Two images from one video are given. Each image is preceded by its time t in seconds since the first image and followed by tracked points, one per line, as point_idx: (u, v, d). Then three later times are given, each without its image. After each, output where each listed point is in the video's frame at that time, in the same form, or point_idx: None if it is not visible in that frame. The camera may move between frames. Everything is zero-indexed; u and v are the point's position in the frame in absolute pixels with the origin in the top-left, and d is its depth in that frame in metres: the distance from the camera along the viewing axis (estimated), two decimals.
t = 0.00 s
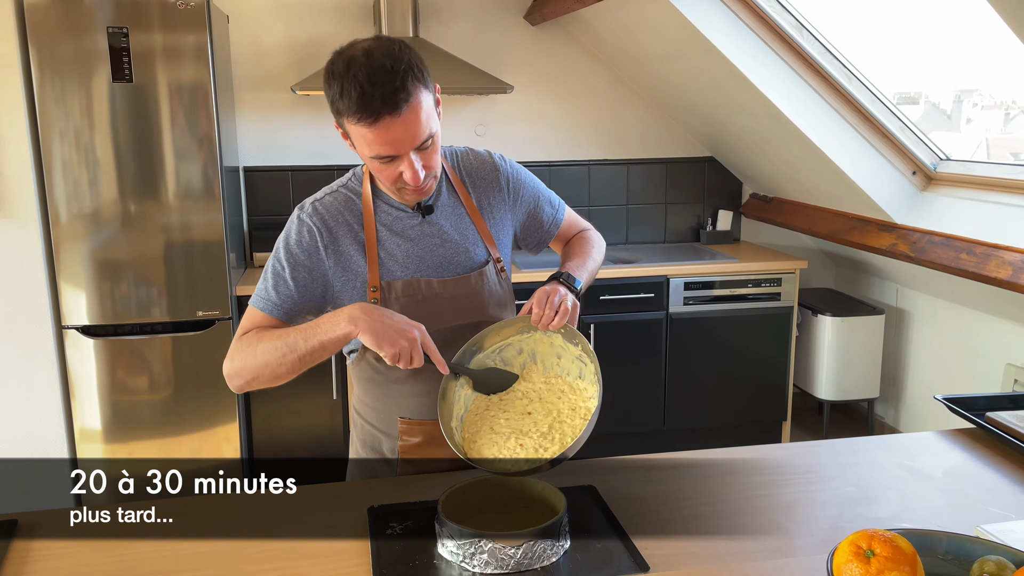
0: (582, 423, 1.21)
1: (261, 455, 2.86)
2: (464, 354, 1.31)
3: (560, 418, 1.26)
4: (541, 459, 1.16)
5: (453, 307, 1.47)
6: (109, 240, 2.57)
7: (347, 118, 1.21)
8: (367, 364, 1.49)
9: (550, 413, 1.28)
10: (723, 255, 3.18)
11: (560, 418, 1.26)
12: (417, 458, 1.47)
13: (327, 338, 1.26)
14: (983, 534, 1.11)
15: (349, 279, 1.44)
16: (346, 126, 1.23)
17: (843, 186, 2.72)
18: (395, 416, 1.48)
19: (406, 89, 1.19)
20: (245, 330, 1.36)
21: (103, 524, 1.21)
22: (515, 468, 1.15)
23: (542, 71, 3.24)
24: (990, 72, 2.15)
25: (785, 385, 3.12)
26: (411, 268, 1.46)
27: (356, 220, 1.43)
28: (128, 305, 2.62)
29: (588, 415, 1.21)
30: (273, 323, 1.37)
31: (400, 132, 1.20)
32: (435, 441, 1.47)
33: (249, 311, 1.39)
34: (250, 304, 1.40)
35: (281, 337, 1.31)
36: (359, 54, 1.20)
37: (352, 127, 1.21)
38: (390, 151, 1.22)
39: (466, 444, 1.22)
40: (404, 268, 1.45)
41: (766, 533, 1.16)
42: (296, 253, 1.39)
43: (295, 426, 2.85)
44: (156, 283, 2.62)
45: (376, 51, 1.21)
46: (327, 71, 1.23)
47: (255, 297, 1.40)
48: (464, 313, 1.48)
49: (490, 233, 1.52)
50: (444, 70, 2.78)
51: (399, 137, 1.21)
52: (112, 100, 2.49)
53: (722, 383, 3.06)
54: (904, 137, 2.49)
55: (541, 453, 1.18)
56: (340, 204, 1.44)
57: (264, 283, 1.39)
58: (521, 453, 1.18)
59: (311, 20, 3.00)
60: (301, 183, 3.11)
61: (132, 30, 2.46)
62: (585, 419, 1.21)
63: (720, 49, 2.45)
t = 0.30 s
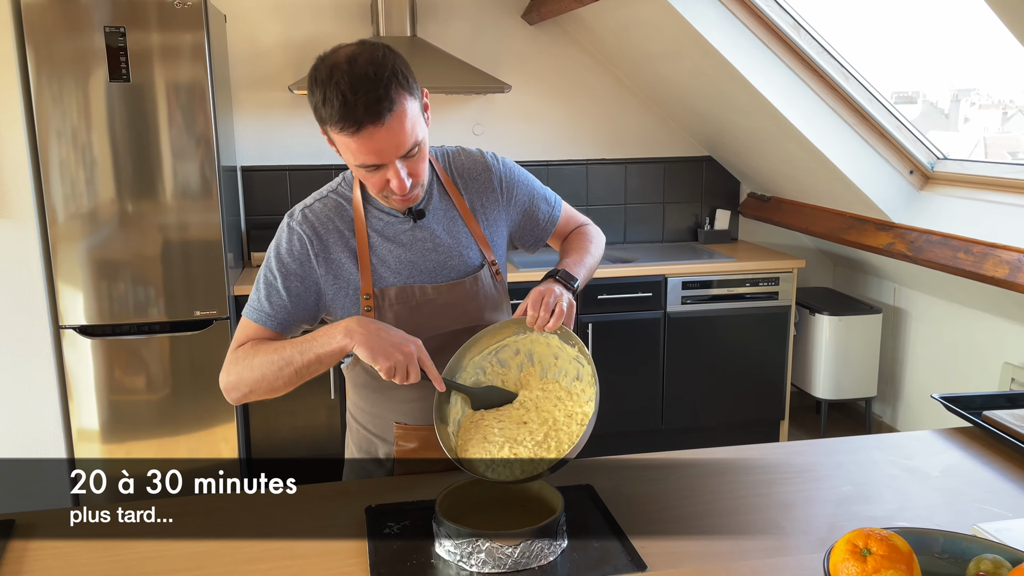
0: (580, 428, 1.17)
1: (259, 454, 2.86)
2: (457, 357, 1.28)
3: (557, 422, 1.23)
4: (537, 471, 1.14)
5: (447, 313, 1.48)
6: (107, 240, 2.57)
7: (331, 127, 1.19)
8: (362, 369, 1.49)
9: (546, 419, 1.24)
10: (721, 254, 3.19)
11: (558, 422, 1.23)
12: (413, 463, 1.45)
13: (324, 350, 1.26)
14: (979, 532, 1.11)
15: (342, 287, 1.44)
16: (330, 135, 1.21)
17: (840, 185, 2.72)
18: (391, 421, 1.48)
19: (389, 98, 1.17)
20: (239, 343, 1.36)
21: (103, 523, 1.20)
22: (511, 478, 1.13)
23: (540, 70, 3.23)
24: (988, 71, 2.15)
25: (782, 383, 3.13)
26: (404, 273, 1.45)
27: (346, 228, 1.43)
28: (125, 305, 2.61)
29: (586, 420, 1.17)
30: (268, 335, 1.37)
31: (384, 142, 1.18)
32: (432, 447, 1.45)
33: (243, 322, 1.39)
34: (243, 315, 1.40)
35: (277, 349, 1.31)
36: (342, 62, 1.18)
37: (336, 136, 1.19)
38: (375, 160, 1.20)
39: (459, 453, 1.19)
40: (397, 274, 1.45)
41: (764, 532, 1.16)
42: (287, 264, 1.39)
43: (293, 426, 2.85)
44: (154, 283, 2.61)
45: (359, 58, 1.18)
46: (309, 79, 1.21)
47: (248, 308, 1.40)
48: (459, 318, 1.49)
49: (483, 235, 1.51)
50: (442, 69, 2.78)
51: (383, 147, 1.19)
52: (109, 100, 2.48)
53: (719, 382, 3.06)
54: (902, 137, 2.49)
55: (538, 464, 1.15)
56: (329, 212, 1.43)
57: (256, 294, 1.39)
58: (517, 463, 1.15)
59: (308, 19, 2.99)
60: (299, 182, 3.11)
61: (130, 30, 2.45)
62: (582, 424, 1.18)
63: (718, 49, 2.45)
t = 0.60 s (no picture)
0: (578, 436, 1.18)
1: (258, 453, 2.86)
2: (456, 359, 1.27)
3: (554, 428, 1.23)
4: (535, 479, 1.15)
5: (445, 317, 1.48)
6: (105, 239, 2.56)
7: (318, 133, 1.18)
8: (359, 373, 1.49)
9: (544, 425, 1.24)
10: (720, 253, 3.19)
11: (555, 428, 1.23)
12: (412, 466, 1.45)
13: (315, 354, 1.26)
14: (977, 531, 1.11)
15: (336, 292, 1.44)
16: (318, 140, 1.20)
17: (839, 184, 2.72)
18: (388, 425, 1.47)
19: (376, 105, 1.15)
20: (235, 349, 1.37)
21: (103, 523, 1.20)
22: (508, 485, 1.14)
23: (539, 69, 3.23)
24: (987, 70, 2.16)
25: (781, 382, 3.13)
26: (399, 277, 1.45)
27: (339, 233, 1.42)
28: (124, 304, 2.61)
29: (584, 428, 1.18)
30: (263, 342, 1.38)
31: (372, 149, 1.17)
32: (430, 449, 1.44)
33: (238, 328, 1.40)
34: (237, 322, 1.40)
35: (270, 355, 1.31)
36: (329, 66, 1.16)
37: (324, 142, 1.18)
38: (363, 167, 1.20)
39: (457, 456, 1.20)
40: (392, 279, 1.45)
41: (762, 531, 1.16)
42: (280, 270, 1.39)
43: (292, 425, 2.85)
44: (152, 282, 2.61)
45: (347, 63, 1.17)
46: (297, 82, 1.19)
47: (243, 315, 1.40)
48: (456, 323, 1.49)
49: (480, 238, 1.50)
50: (440, 67, 2.78)
51: (371, 154, 1.18)
52: (107, 99, 2.48)
53: (718, 381, 3.06)
54: (900, 135, 2.49)
55: (535, 472, 1.16)
56: (322, 217, 1.42)
57: (251, 301, 1.39)
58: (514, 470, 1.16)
59: (306, 18, 2.99)
60: (297, 181, 3.11)
61: (127, 29, 2.45)
62: (580, 432, 1.18)
63: (716, 48, 2.45)
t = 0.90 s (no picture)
0: (580, 435, 1.17)
1: (257, 452, 2.86)
2: (456, 358, 1.26)
3: (556, 425, 1.23)
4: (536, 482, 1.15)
5: (445, 318, 1.48)
6: (105, 238, 2.56)
7: (310, 140, 1.17)
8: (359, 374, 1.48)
9: (545, 425, 1.23)
10: (720, 252, 3.19)
11: (557, 425, 1.23)
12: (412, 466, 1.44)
13: (313, 357, 1.26)
14: (978, 530, 1.11)
15: (334, 295, 1.43)
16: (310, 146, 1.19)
17: (839, 183, 2.72)
18: (388, 426, 1.46)
19: (368, 112, 1.14)
20: (233, 353, 1.37)
21: (102, 523, 1.20)
22: (510, 487, 1.14)
23: (539, 67, 3.23)
24: (987, 68, 2.15)
25: (781, 381, 3.13)
26: (398, 279, 1.45)
27: (337, 236, 1.42)
28: (123, 303, 2.61)
29: (585, 426, 1.17)
30: (261, 346, 1.38)
31: (364, 156, 1.16)
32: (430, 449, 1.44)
33: (235, 332, 1.40)
34: (235, 326, 1.39)
35: (268, 358, 1.31)
36: (320, 72, 1.14)
37: (316, 149, 1.17)
38: (356, 174, 1.18)
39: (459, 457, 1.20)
40: (391, 281, 1.45)
41: (762, 530, 1.16)
42: (276, 275, 1.38)
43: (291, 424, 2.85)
44: (151, 281, 2.61)
45: (338, 69, 1.15)
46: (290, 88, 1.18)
47: (240, 320, 1.40)
48: (455, 324, 1.49)
49: (478, 238, 1.50)
50: (440, 65, 2.77)
51: (364, 161, 1.16)
52: (106, 97, 2.47)
53: (717, 380, 3.06)
54: (900, 133, 2.49)
55: (537, 474, 1.16)
56: (318, 220, 1.41)
57: (247, 306, 1.38)
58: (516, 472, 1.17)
59: (305, 16, 2.99)
60: (297, 179, 3.11)
61: (127, 27, 2.45)
62: (581, 430, 1.17)
63: (716, 45, 2.45)
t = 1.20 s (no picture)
0: (581, 431, 1.16)
1: (258, 449, 2.86)
2: (459, 354, 1.26)
3: (558, 422, 1.22)
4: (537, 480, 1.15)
5: (445, 316, 1.48)
6: (105, 234, 2.56)
7: (302, 141, 1.16)
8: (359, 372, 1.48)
9: (547, 422, 1.23)
10: (721, 249, 3.18)
11: (559, 422, 1.22)
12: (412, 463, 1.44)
13: (314, 361, 1.26)
14: (979, 527, 1.11)
15: (334, 296, 1.43)
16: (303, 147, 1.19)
17: (841, 180, 2.72)
18: (388, 423, 1.46)
19: (359, 112, 1.13)
20: (234, 356, 1.38)
21: (102, 523, 1.19)
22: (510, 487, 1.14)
23: (540, 63, 3.22)
24: (988, 64, 2.15)
25: (781, 378, 3.13)
26: (396, 278, 1.45)
27: (334, 236, 1.42)
28: (124, 299, 2.61)
29: (586, 423, 1.15)
30: (262, 348, 1.38)
31: (356, 157, 1.15)
32: (431, 447, 1.43)
33: (237, 334, 1.40)
34: (237, 328, 1.40)
35: (270, 361, 1.31)
36: (311, 73, 1.14)
37: (309, 150, 1.16)
38: (348, 175, 1.18)
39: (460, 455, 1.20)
40: (389, 280, 1.44)
41: (763, 527, 1.15)
42: (276, 276, 1.38)
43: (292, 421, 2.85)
44: (152, 277, 2.61)
45: (329, 70, 1.14)
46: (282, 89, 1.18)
47: (241, 322, 1.40)
48: (455, 321, 1.49)
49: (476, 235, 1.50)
50: (441, 62, 2.77)
51: (356, 162, 1.16)
52: (106, 93, 2.47)
53: (718, 377, 3.06)
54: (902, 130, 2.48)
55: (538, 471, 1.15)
56: (316, 221, 1.41)
57: (248, 308, 1.39)
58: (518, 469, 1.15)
59: (306, 12, 2.98)
60: (297, 176, 3.11)
61: (127, 23, 2.44)
62: (583, 426, 1.16)
63: (717, 42, 2.44)
